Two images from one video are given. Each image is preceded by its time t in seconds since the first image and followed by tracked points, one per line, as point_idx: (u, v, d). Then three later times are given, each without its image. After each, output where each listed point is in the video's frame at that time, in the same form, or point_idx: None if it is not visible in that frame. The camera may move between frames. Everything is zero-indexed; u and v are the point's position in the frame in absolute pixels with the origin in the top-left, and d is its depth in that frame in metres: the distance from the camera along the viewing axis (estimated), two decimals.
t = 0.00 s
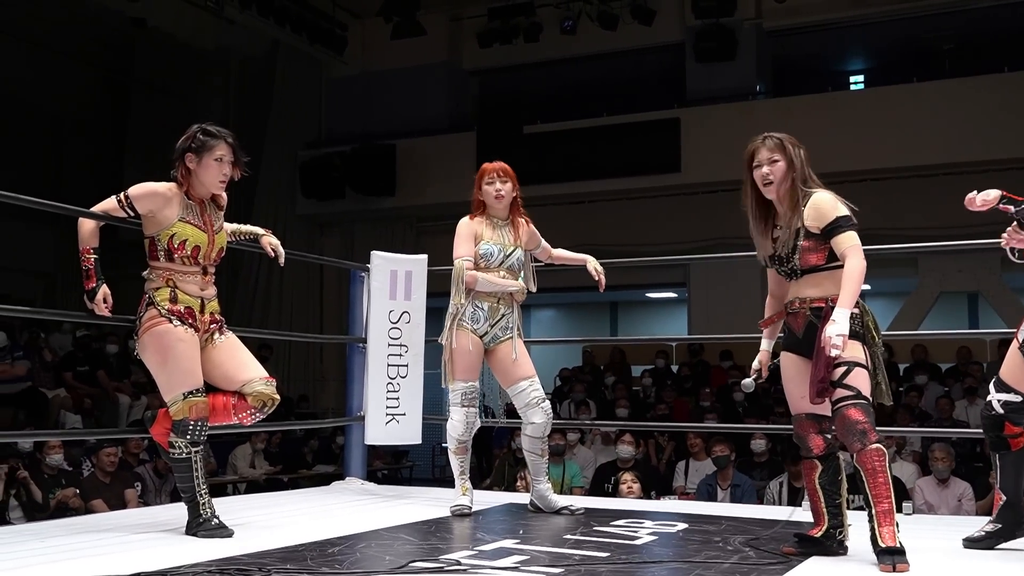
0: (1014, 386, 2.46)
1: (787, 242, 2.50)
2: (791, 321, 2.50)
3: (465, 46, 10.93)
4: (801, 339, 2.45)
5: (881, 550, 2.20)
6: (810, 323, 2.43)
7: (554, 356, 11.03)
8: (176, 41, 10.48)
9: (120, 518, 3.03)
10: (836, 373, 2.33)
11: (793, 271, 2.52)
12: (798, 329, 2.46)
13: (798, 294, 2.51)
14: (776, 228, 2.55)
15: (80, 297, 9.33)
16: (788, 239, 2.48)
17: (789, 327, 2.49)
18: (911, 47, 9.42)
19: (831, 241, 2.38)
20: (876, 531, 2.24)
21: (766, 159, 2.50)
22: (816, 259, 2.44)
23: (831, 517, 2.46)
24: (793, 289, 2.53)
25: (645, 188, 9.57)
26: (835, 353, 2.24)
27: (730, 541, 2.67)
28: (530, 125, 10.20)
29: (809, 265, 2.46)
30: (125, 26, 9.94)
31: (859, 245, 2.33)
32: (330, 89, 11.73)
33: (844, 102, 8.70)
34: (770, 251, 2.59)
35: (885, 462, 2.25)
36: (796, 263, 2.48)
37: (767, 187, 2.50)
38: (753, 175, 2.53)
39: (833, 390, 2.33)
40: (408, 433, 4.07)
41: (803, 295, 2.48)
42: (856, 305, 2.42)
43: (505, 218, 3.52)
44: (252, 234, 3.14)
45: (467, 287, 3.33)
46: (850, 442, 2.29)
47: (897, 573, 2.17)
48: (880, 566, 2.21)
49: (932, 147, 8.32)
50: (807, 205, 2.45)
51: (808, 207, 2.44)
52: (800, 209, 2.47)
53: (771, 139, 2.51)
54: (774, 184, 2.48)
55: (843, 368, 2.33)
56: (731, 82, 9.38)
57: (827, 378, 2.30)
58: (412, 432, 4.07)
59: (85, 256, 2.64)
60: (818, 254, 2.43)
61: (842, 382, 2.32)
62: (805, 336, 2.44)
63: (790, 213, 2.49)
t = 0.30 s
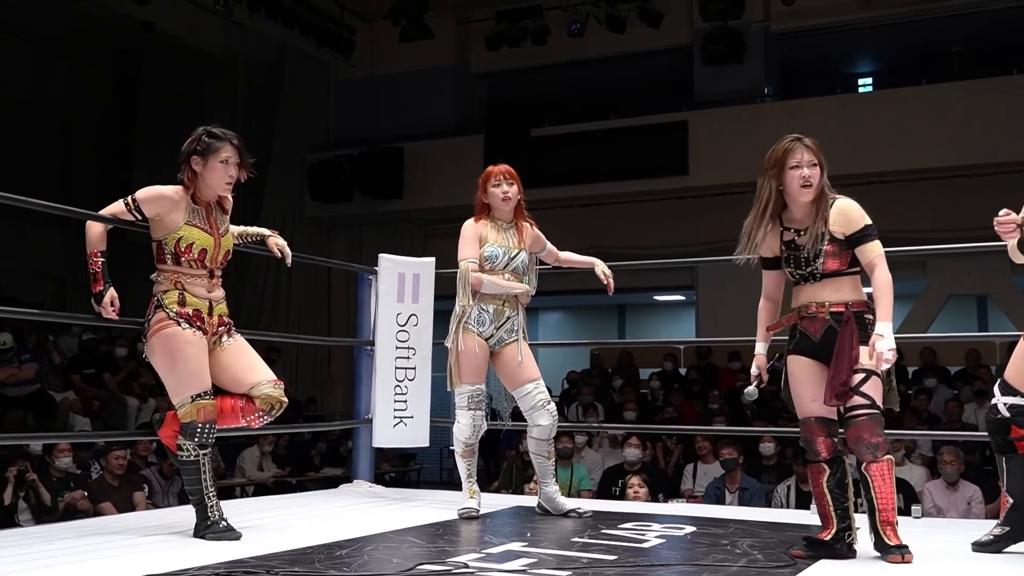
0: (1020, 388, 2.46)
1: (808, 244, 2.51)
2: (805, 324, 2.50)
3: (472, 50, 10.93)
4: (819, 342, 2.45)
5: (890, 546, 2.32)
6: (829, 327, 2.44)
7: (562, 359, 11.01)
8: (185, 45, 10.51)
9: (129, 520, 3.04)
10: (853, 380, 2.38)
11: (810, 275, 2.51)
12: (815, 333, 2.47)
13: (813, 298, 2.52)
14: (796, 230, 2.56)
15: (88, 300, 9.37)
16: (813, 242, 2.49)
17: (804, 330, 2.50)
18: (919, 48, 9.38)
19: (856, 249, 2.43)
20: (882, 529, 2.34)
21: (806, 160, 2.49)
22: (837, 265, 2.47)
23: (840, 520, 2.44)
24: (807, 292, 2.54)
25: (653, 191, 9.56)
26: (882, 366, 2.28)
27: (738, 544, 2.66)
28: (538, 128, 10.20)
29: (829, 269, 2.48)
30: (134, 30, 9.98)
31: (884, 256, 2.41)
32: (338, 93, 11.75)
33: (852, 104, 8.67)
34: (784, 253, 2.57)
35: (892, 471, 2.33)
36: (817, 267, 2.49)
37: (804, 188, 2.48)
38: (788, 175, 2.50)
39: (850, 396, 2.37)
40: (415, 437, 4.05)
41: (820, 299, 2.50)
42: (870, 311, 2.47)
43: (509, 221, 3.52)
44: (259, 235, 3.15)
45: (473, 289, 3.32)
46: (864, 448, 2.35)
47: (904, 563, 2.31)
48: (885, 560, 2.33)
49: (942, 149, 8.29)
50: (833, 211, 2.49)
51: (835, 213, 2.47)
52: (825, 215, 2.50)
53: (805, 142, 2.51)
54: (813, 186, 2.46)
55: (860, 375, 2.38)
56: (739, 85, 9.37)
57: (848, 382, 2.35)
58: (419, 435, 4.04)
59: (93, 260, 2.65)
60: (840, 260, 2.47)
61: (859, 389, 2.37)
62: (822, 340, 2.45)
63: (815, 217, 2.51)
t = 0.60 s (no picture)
0: (1021, 392, 2.45)
1: (828, 247, 2.58)
2: (818, 331, 2.56)
3: (472, 54, 10.95)
4: (834, 351, 2.52)
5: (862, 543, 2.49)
6: (844, 337, 2.52)
7: (562, 363, 11.01)
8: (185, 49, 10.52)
9: (129, 524, 3.04)
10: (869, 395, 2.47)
11: (826, 280, 2.57)
12: (830, 341, 2.53)
13: (825, 305, 2.58)
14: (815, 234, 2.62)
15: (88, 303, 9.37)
16: (834, 246, 2.56)
17: (818, 338, 2.55)
18: (919, 51, 9.38)
19: (874, 257, 2.56)
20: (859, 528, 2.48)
21: (825, 164, 2.59)
22: (852, 272, 2.56)
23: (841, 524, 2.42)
24: (821, 299, 2.59)
25: (652, 195, 9.56)
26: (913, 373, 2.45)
27: (738, 547, 2.65)
28: (538, 132, 10.21)
29: (845, 276, 2.55)
30: (133, 34, 9.99)
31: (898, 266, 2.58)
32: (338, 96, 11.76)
33: (852, 108, 8.68)
34: (800, 256, 2.61)
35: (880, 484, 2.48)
36: (836, 272, 2.56)
37: (826, 190, 2.56)
38: (809, 178, 2.59)
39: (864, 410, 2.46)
40: (415, 440, 4.05)
41: (833, 306, 2.56)
42: (878, 322, 2.57)
43: (505, 224, 3.52)
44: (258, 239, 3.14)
45: (469, 291, 3.30)
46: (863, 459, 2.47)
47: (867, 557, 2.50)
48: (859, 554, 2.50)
49: (940, 152, 8.29)
50: (852, 218, 2.60)
51: (856, 220, 2.59)
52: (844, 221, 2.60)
53: (826, 149, 2.62)
54: (833, 189, 2.56)
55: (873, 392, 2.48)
56: (739, 88, 9.38)
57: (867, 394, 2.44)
58: (418, 438, 4.06)
59: (92, 264, 2.65)
60: (856, 267, 2.56)
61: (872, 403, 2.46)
62: (836, 349, 2.52)
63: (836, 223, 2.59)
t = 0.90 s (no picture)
0: (1021, 394, 2.46)
1: (838, 255, 2.59)
2: (825, 331, 2.58)
3: (471, 56, 10.96)
4: (841, 350, 2.53)
5: (852, 543, 2.49)
6: (851, 338, 2.54)
7: (561, 365, 11.01)
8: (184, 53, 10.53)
9: (128, 528, 3.04)
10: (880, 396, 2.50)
11: (836, 287, 2.60)
12: (837, 341, 2.55)
13: (832, 309, 2.60)
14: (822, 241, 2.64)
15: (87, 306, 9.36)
16: (842, 253, 2.58)
17: (825, 338, 2.57)
18: (917, 53, 9.40)
19: (883, 266, 2.58)
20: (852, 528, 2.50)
21: (813, 174, 2.58)
22: (862, 279, 2.58)
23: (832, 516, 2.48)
24: (828, 303, 2.61)
25: (651, 196, 9.57)
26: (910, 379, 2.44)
27: (738, 549, 2.66)
28: (536, 134, 10.21)
29: (855, 283, 2.58)
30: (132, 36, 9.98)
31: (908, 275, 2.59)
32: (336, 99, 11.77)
33: (850, 109, 8.69)
34: (809, 263, 2.64)
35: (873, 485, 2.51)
36: (844, 278, 2.58)
37: (818, 200, 2.58)
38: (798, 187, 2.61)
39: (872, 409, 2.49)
40: (415, 442, 4.06)
41: (840, 309, 2.58)
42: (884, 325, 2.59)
43: (502, 226, 3.53)
44: (259, 243, 3.15)
45: (464, 292, 3.33)
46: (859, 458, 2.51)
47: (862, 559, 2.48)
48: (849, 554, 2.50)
49: (939, 153, 8.30)
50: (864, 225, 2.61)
51: (867, 228, 2.60)
52: (854, 228, 2.60)
53: (821, 155, 2.61)
54: (821, 200, 2.57)
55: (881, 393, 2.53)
56: (738, 89, 9.40)
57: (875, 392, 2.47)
58: (418, 441, 4.05)
59: (92, 267, 2.65)
60: (865, 274, 2.58)
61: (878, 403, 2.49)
62: (843, 349, 2.54)
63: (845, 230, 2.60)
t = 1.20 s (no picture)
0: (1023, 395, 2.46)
1: (828, 252, 2.64)
2: (817, 331, 2.64)
3: (471, 57, 10.97)
4: (829, 350, 2.59)
5: (852, 544, 2.48)
6: (840, 337, 2.58)
7: (561, 366, 11.01)
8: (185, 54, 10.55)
9: (129, 528, 3.04)
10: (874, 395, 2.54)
11: (827, 282, 2.65)
12: (827, 340, 2.60)
13: (825, 307, 2.65)
14: (814, 239, 2.71)
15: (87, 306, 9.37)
16: (831, 250, 2.63)
17: (816, 337, 2.63)
18: (918, 54, 9.40)
19: (875, 261, 2.58)
20: (851, 529, 2.50)
21: (793, 178, 2.68)
22: (853, 274, 2.61)
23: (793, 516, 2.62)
24: (821, 300, 2.66)
25: (652, 197, 9.57)
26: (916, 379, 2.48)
27: (738, 549, 2.66)
28: (537, 135, 10.22)
29: (845, 279, 2.61)
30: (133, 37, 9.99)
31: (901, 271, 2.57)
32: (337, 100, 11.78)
33: (851, 110, 8.69)
34: (802, 261, 2.71)
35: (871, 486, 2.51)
36: (833, 274, 2.62)
37: (800, 204, 2.67)
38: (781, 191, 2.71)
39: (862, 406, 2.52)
40: (415, 443, 4.06)
41: (832, 308, 2.62)
42: (879, 324, 2.61)
43: (501, 228, 3.53)
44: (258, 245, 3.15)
45: (461, 295, 3.33)
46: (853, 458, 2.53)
47: (862, 561, 2.46)
48: (848, 555, 2.50)
49: (940, 155, 8.30)
50: (854, 222, 2.63)
51: (857, 225, 2.62)
52: (844, 225, 2.63)
53: (803, 158, 2.69)
54: (800, 203, 2.66)
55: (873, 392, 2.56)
56: (738, 91, 9.40)
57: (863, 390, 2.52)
58: (419, 442, 4.06)
59: (92, 268, 2.64)
60: (857, 269, 2.60)
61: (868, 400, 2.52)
62: (832, 349, 2.59)
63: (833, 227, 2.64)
